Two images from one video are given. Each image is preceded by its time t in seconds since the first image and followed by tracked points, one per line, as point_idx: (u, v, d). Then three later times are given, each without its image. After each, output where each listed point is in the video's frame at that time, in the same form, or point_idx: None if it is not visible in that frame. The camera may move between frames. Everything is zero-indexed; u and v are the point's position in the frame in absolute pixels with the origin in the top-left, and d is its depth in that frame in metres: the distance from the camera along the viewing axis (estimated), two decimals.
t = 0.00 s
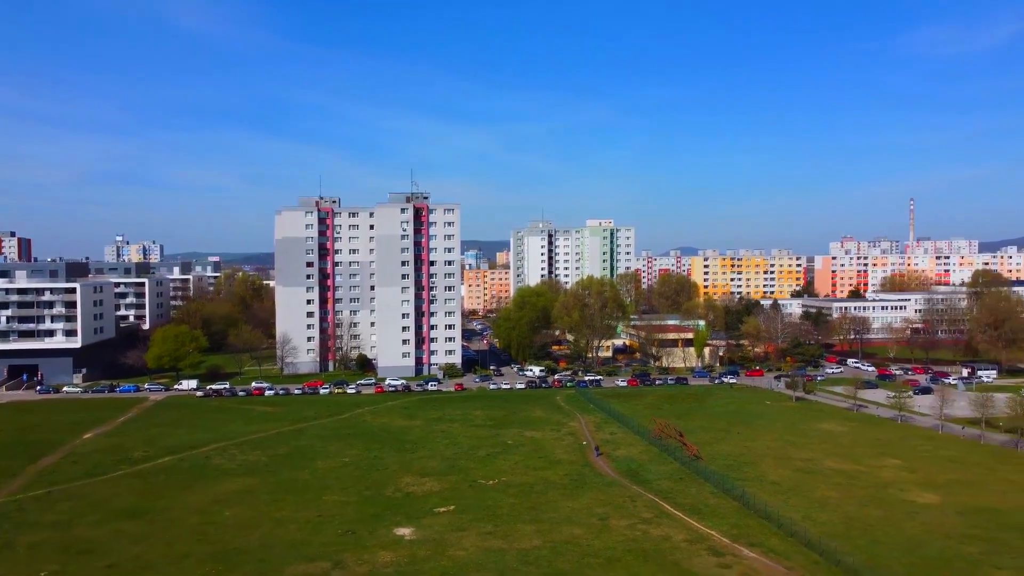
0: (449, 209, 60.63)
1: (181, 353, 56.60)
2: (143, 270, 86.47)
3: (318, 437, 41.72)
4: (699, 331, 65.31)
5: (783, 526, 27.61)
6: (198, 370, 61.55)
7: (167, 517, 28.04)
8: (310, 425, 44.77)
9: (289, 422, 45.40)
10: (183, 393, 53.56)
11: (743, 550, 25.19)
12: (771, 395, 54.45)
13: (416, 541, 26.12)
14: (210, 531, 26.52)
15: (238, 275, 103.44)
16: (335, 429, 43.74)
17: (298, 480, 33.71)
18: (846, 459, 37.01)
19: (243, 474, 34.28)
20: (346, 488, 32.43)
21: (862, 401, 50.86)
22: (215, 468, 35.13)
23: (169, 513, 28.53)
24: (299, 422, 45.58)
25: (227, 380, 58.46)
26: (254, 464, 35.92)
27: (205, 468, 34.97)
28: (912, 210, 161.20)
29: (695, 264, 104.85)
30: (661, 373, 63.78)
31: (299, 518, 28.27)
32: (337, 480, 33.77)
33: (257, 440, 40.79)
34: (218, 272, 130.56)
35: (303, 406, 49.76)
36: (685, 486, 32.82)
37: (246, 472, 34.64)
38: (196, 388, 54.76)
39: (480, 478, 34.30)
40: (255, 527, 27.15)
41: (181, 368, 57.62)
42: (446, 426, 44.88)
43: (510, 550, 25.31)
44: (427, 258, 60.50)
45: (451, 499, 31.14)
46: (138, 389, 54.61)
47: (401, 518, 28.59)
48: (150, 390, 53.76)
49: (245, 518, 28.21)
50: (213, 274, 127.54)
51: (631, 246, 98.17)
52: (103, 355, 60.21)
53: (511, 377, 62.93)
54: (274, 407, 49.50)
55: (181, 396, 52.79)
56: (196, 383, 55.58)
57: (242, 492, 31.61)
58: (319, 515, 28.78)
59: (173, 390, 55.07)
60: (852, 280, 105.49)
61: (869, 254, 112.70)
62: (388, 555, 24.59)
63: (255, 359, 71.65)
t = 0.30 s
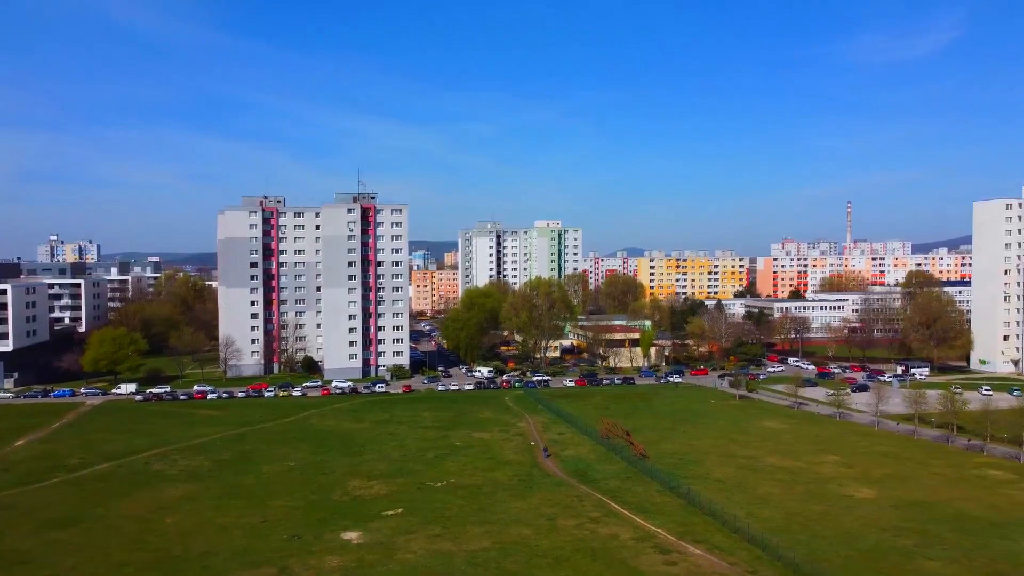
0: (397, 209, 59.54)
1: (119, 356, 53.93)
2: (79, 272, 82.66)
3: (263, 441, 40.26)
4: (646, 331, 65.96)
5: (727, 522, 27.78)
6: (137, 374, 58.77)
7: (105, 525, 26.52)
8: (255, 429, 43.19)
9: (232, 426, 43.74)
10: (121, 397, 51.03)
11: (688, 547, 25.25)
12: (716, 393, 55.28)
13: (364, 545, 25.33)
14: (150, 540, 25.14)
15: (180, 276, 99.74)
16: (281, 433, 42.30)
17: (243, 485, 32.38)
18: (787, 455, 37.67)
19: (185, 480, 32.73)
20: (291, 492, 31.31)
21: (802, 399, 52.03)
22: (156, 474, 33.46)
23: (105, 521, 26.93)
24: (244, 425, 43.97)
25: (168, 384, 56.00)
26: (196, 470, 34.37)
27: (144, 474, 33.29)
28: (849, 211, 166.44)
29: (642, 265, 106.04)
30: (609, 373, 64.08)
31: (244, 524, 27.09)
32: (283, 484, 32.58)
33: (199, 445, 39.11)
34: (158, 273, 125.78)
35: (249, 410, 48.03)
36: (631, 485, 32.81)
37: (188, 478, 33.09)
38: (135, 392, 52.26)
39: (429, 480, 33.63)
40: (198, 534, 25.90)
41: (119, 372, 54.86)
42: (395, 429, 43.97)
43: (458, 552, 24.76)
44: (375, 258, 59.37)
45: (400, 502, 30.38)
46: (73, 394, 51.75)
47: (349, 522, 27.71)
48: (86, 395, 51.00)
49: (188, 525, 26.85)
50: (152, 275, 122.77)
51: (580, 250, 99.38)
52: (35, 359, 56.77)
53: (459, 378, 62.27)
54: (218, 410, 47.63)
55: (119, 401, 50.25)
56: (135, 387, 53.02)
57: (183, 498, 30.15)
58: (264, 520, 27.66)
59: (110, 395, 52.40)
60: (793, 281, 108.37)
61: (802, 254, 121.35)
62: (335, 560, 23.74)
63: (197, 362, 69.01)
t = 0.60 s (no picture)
0: (343, 209, 57.81)
1: (53, 360, 51.24)
2: (9, 273, 78.55)
3: (206, 445, 38.74)
4: (593, 331, 66.35)
5: (672, 519, 27.92)
6: (71, 378, 55.98)
7: (33, 535, 24.98)
8: (196, 433, 41.49)
9: (171, 430, 41.98)
10: (54, 402, 48.44)
11: (635, 545, 25.25)
12: (661, 392, 55.88)
13: (309, 550, 24.52)
14: (86, 549, 23.80)
15: (118, 276, 95.77)
16: (224, 437, 40.74)
17: (184, 490, 31.02)
18: (729, 452, 38.24)
19: (122, 486, 31.16)
20: (234, 497, 30.13)
21: (745, 397, 53.00)
22: (91, 481, 31.77)
23: (35, 531, 25.38)
24: (183, 429, 42.25)
25: (104, 388, 53.45)
26: (134, 476, 32.76)
27: (77, 481, 31.56)
28: (787, 215, 171.45)
29: (589, 266, 106.79)
30: (556, 373, 64.13)
31: (185, 531, 25.90)
32: (226, 489, 31.34)
33: (137, 450, 37.35)
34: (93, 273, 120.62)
35: (189, 414, 46.19)
36: (579, 484, 32.75)
37: (125, 484, 31.51)
38: (69, 396, 49.69)
39: (376, 482, 32.85)
40: (135, 542, 24.63)
41: (52, 376, 52.09)
42: (341, 431, 42.92)
43: (406, 555, 24.20)
44: (320, 259, 57.59)
45: (346, 505, 29.55)
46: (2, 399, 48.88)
47: (294, 526, 26.81)
48: (16, 400, 48.25)
49: (126, 533, 25.52)
50: (86, 275, 117.64)
51: (527, 250, 99.37)
52: None
53: (406, 379, 61.33)
54: (157, 414, 45.64)
55: (51, 406, 47.69)
56: (70, 392, 50.41)
57: (120, 505, 28.66)
58: (206, 526, 26.51)
59: (43, 400, 49.70)
60: (735, 282, 110.81)
61: (748, 254, 128.53)
62: (278, 565, 22.89)
63: (135, 365, 66.23)
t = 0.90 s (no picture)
0: (287, 209, 56.39)
1: None
2: None
3: (145, 451, 37.03)
4: (540, 331, 66.42)
5: (619, 517, 27.92)
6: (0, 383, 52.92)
7: None
8: (135, 438, 39.62)
9: (106, 435, 40.03)
10: None
11: (582, 544, 25.15)
12: (607, 392, 56.26)
13: (253, 556, 23.62)
14: (17, 560, 22.45)
15: (50, 276, 91.41)
16: (165, 442, 39.05)
17: (121, 497, 29.53)
18: (674, 450, 38.64)
19: (55, 494, 29.49)
20: (174, 504, 28.82)
21: (689, 396, 53.81)
22: (22, 489, 30.00)
23: None
24: (119, 434, 40.35)
25: (35, 392, 50.70)
26: (68, 484, 31.04)
27: (5, 490, 29.74)
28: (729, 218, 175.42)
29: (536, 266, 107.07)
30: (504, 373, 63.93)
31: (123, 539, 24.67)
32: (166, 495, 29.97)
33: (72, 457, 35.45)
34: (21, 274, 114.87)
35: (127, 418, 44.13)
36: (527, 484, 32.51)
37: (58, 492, 29.82)
38: None
39: (321, 486, 31.90)
40: (68, 553, 23.31)
41: None
42: (285, 434, 41.65)
43: (352, 558, 23.55)
44: (264, 259, 55.86)
45: (291, 509, 28.61)
46: None
47: (238, 532, 25.81)
48: None
49: (61, 543, 24.18)
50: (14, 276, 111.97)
51: (475, 252, 99.20)
52: None
53: (352, 381, 60.15)
54: (93, 419, 43.46)
55: None
56: None
57: (52, 514, 27.11)
58: (146, 534, 25.29)
59: None
60: (679, 282, 112.73)
61: (693, 254, 133.87)
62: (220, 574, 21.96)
63: (68, 368, 63.16)
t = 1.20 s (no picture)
0: (230, 208, 54.66)
1: None
2: None
3: (80, 457, 35.18)
4: (488, 332, 66.17)
5: (567, 516, 27.80)
6: None
7: None
8: (69, 445, 37.60)
9: (37, 442, 37.92)
10: None
11: (530, 543, 24.91)
12: (555, 392, 56.30)
13: (194, 564, 22.62)
14: None
15: None
16: (103, 448, 37.18)
17: (55, 506, 27.96)
18: (621, 449, 38.81)
19: None
20: (110, 512, 27.42)
21: (636, 395, 54.28)
22: None
23: None
24: (51, 440, 38.27)
25: None
26: None
27: None
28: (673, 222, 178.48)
29: (484, 267, 106.78)
30: (451, 374, 63.41)
31: (57, 549, 23.36)
32: (102, 503, 28.50)
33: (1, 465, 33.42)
34: None
35: (60, 424, 41.92)
36: (475, 485, 32.11)
37: None
38: None
39: (266, 491, 30.82)
40: None
41: None
42: (229, 438, 40.18)
43: (298, 564, 22.80)
44: (206, 260, 53.94)
45: (234, 515, 27.54)
46: None
47: (179, 540, 24.71)
48: None
49: None
50: None
51: (422, 251, 97.61)
52: None
53: (297, 383, 58.65)
54: (23, 426, 41.11)
55: None
56: None
57: None
58: (81, 544, 23.97)
59: None
60: (626, 283, 114.10)
61: (637, 254, 138.09)
62: None
63: None
